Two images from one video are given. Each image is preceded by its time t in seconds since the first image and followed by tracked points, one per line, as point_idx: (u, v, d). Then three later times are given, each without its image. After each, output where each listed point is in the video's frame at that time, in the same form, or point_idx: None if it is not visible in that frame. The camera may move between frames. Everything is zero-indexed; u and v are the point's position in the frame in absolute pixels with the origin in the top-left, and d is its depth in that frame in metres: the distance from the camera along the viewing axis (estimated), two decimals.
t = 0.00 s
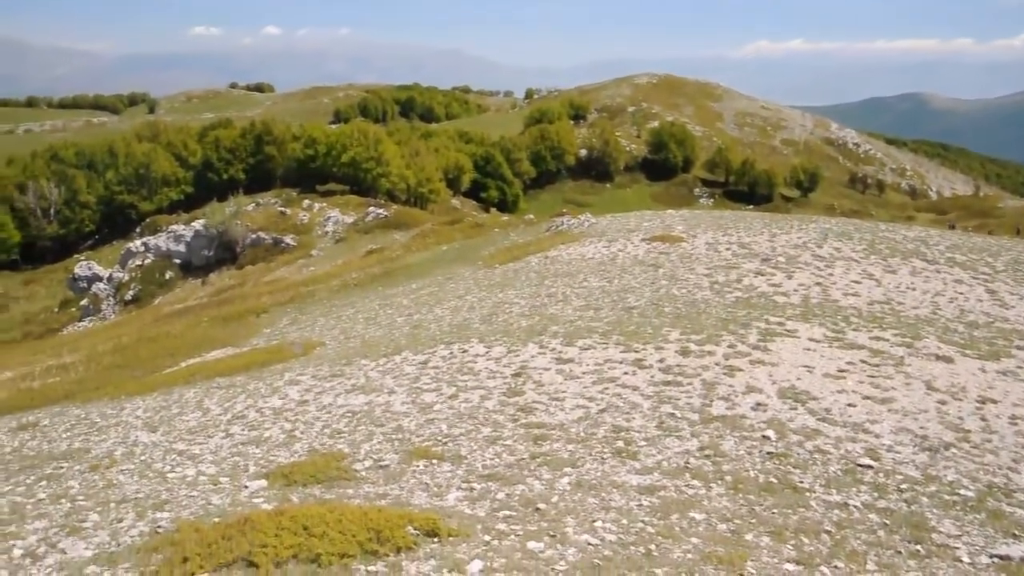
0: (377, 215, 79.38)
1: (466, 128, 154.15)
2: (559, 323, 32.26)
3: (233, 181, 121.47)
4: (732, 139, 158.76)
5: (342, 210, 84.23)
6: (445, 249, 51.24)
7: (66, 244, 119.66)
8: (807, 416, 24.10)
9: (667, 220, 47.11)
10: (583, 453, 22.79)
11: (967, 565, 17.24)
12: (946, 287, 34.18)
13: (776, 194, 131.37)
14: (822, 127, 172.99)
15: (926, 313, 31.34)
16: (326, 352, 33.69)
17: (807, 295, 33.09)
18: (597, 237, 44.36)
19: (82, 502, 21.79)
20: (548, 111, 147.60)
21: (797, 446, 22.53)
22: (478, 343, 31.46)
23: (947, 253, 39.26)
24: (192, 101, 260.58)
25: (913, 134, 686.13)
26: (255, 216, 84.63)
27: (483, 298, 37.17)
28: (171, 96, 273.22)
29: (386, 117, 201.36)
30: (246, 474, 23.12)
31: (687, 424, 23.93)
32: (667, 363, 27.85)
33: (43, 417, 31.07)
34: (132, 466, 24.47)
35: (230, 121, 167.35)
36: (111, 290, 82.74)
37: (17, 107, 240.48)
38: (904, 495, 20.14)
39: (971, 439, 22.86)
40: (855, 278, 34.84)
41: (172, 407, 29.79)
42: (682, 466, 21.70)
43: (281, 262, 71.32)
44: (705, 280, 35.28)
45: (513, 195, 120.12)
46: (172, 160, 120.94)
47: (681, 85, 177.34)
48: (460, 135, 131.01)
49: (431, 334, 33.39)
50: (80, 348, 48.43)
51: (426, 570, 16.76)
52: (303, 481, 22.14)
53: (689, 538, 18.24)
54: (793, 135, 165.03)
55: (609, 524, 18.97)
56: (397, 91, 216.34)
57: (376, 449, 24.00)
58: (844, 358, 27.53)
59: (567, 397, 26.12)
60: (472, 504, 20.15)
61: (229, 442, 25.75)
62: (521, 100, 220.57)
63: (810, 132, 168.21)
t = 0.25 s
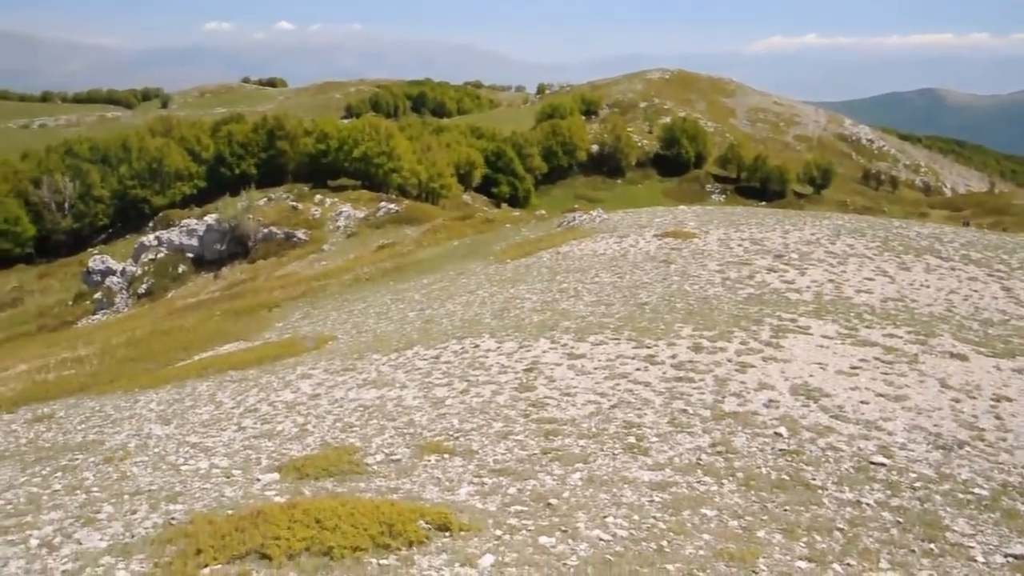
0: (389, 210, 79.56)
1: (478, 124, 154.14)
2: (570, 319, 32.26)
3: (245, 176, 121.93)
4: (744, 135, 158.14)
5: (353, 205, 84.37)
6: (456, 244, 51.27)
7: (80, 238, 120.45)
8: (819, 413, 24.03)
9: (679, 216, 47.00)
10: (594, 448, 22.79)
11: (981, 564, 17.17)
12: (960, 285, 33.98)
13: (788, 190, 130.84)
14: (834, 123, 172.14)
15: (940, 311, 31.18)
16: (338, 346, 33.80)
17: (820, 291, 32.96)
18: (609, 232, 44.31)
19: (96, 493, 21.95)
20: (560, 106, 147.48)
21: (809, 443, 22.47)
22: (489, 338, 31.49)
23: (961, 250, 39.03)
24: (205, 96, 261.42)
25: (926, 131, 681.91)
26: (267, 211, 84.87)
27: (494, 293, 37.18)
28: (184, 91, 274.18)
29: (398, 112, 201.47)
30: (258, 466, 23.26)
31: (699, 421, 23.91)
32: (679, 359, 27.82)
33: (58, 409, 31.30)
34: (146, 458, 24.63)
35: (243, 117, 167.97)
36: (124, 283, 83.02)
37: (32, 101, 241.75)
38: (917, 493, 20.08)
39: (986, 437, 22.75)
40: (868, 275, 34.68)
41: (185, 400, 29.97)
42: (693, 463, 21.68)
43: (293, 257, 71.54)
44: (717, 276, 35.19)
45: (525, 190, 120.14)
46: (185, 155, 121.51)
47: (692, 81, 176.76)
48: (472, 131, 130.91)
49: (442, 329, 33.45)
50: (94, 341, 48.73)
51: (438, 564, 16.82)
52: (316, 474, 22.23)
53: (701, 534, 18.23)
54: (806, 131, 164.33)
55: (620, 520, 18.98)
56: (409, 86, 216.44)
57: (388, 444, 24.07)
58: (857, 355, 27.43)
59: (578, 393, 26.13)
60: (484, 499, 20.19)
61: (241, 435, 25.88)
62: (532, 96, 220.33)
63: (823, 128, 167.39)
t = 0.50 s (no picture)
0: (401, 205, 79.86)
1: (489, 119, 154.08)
2: (582, 316, 32.26)
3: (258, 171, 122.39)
4: (757, 131, 157.55)
5: (365, 200, 84.58)
6: (468, 240, 51.32)
7: (95, 232, 121.22)
8: (832, 412, 23.97)
9: (692, 213, 46.88)
10: (606, 445, 22.81)
11: (997, 565, 17.11)
12: (976, 283, 33.78)
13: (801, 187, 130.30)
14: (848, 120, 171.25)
15: (955, 310, 31.02)
16: (350, 341, 33.92)
17: (833, 289, 32.84)
18: (622, 229, 44.25)
19: (111, 485, 22.12)
20: (573, 102, 147.33)
21: (822, 441, 22.42)
22: (501, 334, 31.53)
23: (977, 248, 38.79)
24: (219, 91, 262.21)
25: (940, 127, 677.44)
26: (279, 205, 85.11)
27: (505, 289, 37.23)
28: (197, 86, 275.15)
29: (410, 108, 201.55)
30: (271, 460, 23.38)
31: (712, 418, 23.89)
32: (691, 356, 27.79)
33: (74, 402, 31.56)
34: (160, 450, 24.80)
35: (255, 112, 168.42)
36: (138, 277, 82.83)
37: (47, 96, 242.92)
38: (932, 493, 20.01)
39: (1001, 437, 22.63)
40: (882, 274, 34.51)
41: (198, 394, 30.15)
42: (705, 460, 21.67)
43: (306, 251, 71.81)
44: (729, 273, 35.10)
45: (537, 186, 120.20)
46: (198, 150, 122.08)
47: (705, 77, 176.14)
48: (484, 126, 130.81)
49: (454, 325, 33.53)
50: (108, 334, 49.04)
51: (451, 559, 16.89)
52: (329, 468, 22.32)
53: (714, 532, 18.24)
54: (819, 128, 163.60)
55: (632, 517, 18.99)
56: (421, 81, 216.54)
57: (400, 439, 24.17)
58: (871, 354, 27.33)
59: (589, 390, 26.15)
60: (496, 495, 20.24)
61: (254, 429, 26.02)
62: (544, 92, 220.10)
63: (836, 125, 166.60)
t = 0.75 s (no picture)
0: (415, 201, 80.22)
1: (503, 115, 153.95)
2: (596, 312, 32.22)
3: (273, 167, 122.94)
4: (772, 128, 156.73)
5: (379, 196, 84.78)
6: (483, 236, 51.34)
7: (112, 227, 122.16)
8: (848, 410, 23.85)
9: (707, 209, 46.69)
10: (620, 442, 22.78)
11: (1015, 566, 16.98)
12: (994, 281, 33.48)
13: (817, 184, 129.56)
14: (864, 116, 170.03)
15: (973, 308, 30.76)
16: (364, 336, 34.02)
17: (849, 287, 32.63)
18: (636, 225, 44.13)
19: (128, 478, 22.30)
20: (587, 99, 146.99)
21: (838, 440, 22.31)
22: (515, 330, 31.54)
23: (996, 246, 38.43)
24: (234, 87, 263.31)
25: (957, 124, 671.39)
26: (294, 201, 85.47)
27: (520, 286, 37.23)
28: (213, 82, 276.47)
29: (424, 104, 201.65)
30: (285, 454, 23.50)
31: (726, 416, 23.81)
32: (706, 353, 27.70)
33: (91, 395, 31.82)
34: (176, 444, 24.98)
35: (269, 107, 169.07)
36: (154, 272, 83.71)
37: (65, 92, 244.68)
38: (949, 493, 19.87)
39: (1020, 437, 22.43)
40: (899, 271, 34.27)
41: (214, 388, 30.34)
42: (720, 458, 21.62)
43: (321, 247, 72.09)
44: (744, 270, 34.96)
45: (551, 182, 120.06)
46: (213, 145, 122.70)
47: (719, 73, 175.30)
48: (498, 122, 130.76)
49: (468, 321, 33.56)
50: (125, 329, 49.42)
51: (465, 554, 16.92)
52: (343, 463, 22.41)
53: (728, 530, 18.20)
54: (835, 125, 162.52)
55: (646, 514, 18.97)
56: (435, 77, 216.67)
57: (414, 434, 24.23)
58: (887, 352, 27.14)
59: (603, 386, 26.13)
60: (510, 491, 20.27)
61: (269, 423, 26.14)
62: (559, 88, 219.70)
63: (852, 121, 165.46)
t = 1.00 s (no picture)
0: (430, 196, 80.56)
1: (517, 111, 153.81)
2: (610, 309, 32.17)
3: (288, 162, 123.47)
4: (788, 125, 155.83)
5: (393, 191, 84.96)
6: (497, 232, 51.40)
7: (128, 221, 123.07)
8: (863, 409, 23.72)
9: (722, 207, 46.50)
10: (633, 439, 22.77)
11: None
12: (1013, 280, 33.19)
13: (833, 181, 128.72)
14: (880, 112, 168.76)
15: (991, 307, 30.51)
16: (378, 332, 34.13)
17: (865, 285, 32.41)
18: (650, 222, 44.03)
19: (144, 471, 22.49)
20: (601, 95, 146.59)
21: (853, 439, 22.20)
22: (528, 327, 31.57)
23: (1014, 244, 38.07)
24: (250, 82, 264.24)
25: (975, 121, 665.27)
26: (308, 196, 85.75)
27: (534, 282, 37.24)
28: (229, 78, 277.73)
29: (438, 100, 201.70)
30: (299, 449, 23.63)
31: (740, 413, 23.74)
32: (720, 351, 27.62)
33: (108, 388, 32.14)
34: (191, 438, 25.16)
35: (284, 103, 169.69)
36: (169, 267, 83.31)
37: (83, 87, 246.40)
38: (965, 493, 19.74)
39: None
40: (916, 270, 34.00)
41: (229, 382, 30.56)
42: (733, 456, 21.56)
43: (335, 242, 72.38)
44: (759, 268, 34.80)
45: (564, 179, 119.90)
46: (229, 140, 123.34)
47: (734, 69, 174.37)
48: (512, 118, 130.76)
49: (482, 317, 33.62)
50: (141, 322, 49.81)
51: (478, 550, 16.97)
52: (357, 458, 22.51)
53: (741, 528, 18.17)
54: (850, 121, 161.33)
55: (659, 512, 18.95)
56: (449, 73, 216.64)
57: (428, 429, 24.30)
58: (903, 351, 26.97)
59: (617, 383, 26.11)
60: (523, 487, 20.30)
61: (283, 418, 26.27)
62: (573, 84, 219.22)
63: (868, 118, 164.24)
